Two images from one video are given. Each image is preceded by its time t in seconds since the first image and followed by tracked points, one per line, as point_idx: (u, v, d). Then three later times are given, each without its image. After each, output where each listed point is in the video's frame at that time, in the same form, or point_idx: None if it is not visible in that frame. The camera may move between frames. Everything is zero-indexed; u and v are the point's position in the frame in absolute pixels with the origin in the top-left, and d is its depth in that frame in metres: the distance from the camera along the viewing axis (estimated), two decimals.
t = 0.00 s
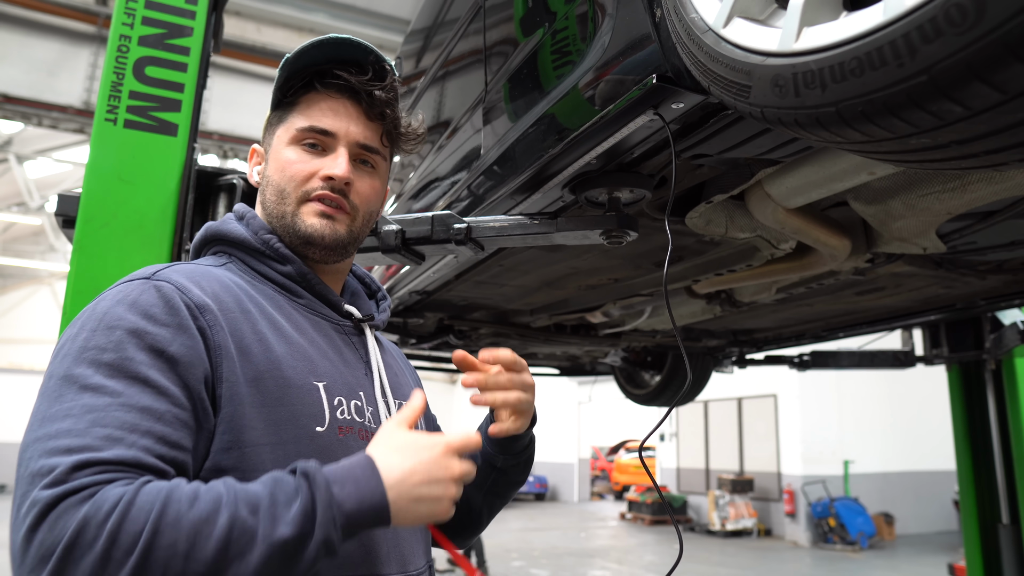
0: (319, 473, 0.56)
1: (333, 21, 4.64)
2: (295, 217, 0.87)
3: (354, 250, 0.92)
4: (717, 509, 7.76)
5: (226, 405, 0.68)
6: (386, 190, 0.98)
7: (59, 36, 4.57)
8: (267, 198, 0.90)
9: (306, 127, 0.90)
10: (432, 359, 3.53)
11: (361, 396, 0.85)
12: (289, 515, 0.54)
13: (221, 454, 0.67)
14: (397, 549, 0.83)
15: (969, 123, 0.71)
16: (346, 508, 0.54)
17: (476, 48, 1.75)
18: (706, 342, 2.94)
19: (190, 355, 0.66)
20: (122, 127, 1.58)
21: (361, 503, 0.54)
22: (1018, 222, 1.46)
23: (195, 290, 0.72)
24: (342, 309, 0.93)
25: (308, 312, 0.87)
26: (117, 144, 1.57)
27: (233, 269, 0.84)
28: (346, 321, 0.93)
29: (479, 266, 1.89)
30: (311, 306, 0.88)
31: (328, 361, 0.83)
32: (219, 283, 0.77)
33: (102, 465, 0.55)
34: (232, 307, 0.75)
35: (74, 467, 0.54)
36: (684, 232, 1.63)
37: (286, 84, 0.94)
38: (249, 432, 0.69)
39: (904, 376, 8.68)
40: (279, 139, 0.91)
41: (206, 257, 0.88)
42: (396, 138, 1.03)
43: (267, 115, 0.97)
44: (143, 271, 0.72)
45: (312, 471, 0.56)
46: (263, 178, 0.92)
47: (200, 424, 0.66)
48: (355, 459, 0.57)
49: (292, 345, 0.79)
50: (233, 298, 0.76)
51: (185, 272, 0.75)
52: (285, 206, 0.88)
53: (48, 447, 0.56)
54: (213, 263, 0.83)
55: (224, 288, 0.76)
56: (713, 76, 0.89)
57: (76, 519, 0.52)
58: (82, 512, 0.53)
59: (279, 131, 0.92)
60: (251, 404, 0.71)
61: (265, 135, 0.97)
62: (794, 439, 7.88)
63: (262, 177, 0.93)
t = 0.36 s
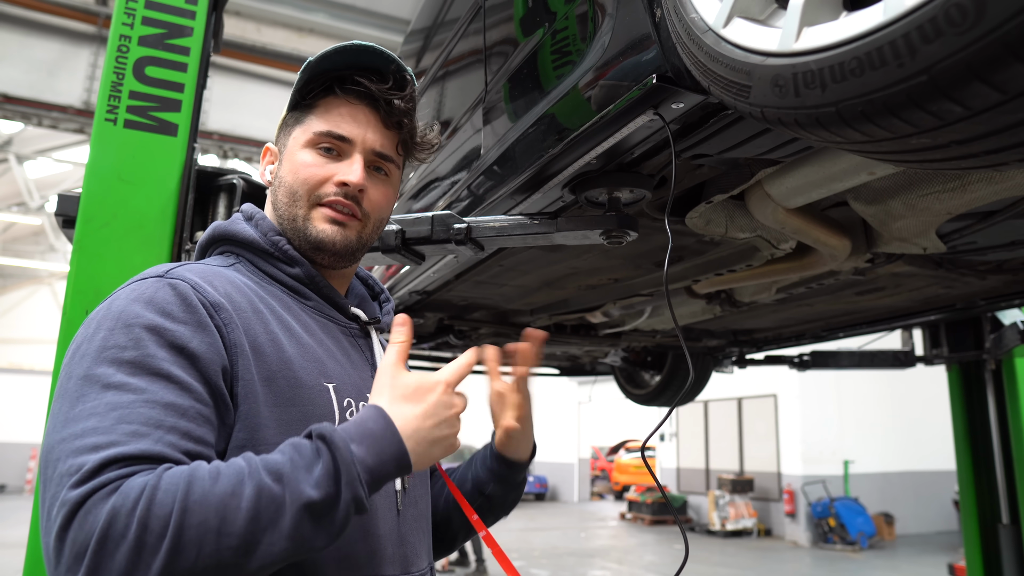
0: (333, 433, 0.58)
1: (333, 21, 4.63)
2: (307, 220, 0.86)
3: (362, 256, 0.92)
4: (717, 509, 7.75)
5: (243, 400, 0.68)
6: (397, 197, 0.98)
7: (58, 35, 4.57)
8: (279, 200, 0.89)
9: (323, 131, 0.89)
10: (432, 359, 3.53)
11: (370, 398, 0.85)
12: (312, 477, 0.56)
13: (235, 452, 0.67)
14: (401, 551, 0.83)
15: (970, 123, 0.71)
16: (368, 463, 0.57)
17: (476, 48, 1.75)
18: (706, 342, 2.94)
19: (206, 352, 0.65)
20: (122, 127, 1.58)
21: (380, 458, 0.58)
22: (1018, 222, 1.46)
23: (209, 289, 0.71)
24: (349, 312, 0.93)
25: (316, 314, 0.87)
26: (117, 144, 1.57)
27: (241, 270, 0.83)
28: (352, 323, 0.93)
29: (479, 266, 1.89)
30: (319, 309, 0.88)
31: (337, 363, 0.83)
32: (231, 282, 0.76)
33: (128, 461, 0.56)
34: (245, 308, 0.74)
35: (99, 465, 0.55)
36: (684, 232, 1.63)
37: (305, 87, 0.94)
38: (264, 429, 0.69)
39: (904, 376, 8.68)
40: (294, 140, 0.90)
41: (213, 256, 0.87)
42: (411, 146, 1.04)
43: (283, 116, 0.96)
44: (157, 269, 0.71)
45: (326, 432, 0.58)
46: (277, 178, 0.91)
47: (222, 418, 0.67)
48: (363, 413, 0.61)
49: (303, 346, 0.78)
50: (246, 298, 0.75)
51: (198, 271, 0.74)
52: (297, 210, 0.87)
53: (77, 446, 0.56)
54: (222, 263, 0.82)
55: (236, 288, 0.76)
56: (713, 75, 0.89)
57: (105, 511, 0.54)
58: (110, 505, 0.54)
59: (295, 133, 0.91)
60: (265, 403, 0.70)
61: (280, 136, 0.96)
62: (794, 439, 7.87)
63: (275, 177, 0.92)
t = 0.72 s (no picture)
0: (344, 470, 0.58)
1: (333, 21, 4.63)
2: (309, 220, 0.85)
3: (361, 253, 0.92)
4: (718, 509, 7.74)
5: (244, 410, 0.68)
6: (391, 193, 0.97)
7: (58, 35, 4.57)
8: (278, 198, 0.87)
9: (321, 128, 0.88)
10: (432, 359, 3.53)
11: (368, 399, 0.85)
12: (318, 516, 0.56)
13: (238, 460, 0.67)
14: (401, 550, 0.83)
15: (969, 123, 0.71)
16: (375, 502, 0.57)
17: (476, 48, 1.75)
18: (706, 342, 2.94)
19: (204, 362, 0.64)
20: (123, 127, 1.58)
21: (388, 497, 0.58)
22: (1019, 222, 1.46)
23: (207, 294, 0.70)
24: (344, 311, 0.94)
25: (311, 314, 0.88)
26: (117, 145, 1.57)
27: (235, 268, 0.83)
28: (347, 323, 0.94)
29: (479, 266, 1.89)
30: (314, 308, 0.89)
31: (335, 364, 0.83)
32: (228, 286, 0.75)
33: (128, 482, 0.55)
34: (244, 312, 0.73)
35: (100, 486, 0.54)
36: (684, 232, 1.63)
37: (300, 82, 0.91)
38: (266, 436, 0.69)
39: (904, 375, 8.68)
40: (290, 137, 0.89)
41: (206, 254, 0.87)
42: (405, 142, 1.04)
43: (273, 109, 0.93)
44: (153, 273, 0.70)
45: (337, 469, 0.58)
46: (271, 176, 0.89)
47: (220, 428, 0.66)
48: (375, 450, 0.60)
49: (302, 349, 0.78)
50: (243, 301, 0.75)
51: (195, 275, 0.73)
52: (298, 209, 0.86)
53: (74, 464, 0.56)
54: (215, 262, 0.82)
55: (233, 291, 0.75)
56: (713, 76, 0.89)
57: (107, 538, 0.53)
58: (111, 529, 0.53)
59: (290, 129, 0.89)
60: (267, 409, 0.70)
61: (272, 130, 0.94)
62: (794, 439, 7.87)
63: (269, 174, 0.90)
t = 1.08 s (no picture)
0: (339, 550, 0.61)
1: (334, 22, 4.64)
2: (366, 225, 0.91)
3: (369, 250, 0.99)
4: (717, 509, 7.74)
5: (245, 431, 0.67)
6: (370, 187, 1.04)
7: (59, 34, 4.58)
8: (331, 200, 0.88)
9: (371, 134, 0.91)
10: (432, 359, 3.53)
11: (366, 403, 0.85)
12: None
13: (242, 483, 0.68)
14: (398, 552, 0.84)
15: (969, 123, 0.71)
16: None
17: (476, 48, 1.75)
18: (706, 342, 2.94)
19: (202, 381, 0.64)
20: (123, 127, 1.58)
21: None
22: (1018, 222, 1.46)
23: (204, 306, 0.69)
24: (337, 310, 0.91)
25: (308, 316, 0.85)
26: (117, 144, 1.57)
27: (223, 266, 0.80)
28: (341, 323, 0.92)
29: (479, 266, 1.89)
30: (311, 310, 0.86)
31: (335, 370, 0.82)
32: (225, 293, 0.74)
33: (115, 525, 0.55)
34: (242, 321, 0.72)
35: (86, 525, 0.54)
36: (685, 232, 1.63)
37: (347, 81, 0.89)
38: (265, 456, 0.69)
39: (904, 375, 8.69)
40: (341, 137, 0.88)
41: (189, 249, 0.83)
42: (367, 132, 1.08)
43: (296, 93, 0.87)
44: (146, 282, 0.69)
45: (334, 548, 0.61)
46: (318, 174, 0.87)
47: (210, 458, 0.65)
48: (369, 540, 0.63)
49: (304, 356, 0.77)
50: (240, 309, 0.74)
51: (190, 283, 0.72)
52: (355, 213, 0.90)
53: (48, 496, 0.55)
54: (202, 261, 0.79)
55: (230, 299, 0.74)
56: (713, 75, 0.89)
57: None
58: None
59: (338, 128, 0.88)
60: (272, 423, 0.70)
61: (293, 114, 0.87)
62: (794, 439, 7.88)
63: (311, 169, 0.87)
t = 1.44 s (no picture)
0: (359, 548, 0.64)
1: (334, 22, 4.64)
2: (343, 223, 0.92)
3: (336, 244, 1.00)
4: (718, 509, 7.74)
5: (252, 431, 0.67)
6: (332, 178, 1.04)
7: (58, 34, 4.57)
8: (312, 197, 0.88)
9: (352, 131, 0.91)
10: (431, 359, 3.53)
11: (352, 399, 0.85)
12: None
13: (249, 484, 0.68)
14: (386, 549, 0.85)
15: (968, 124, 0.71)
16: None
17: (476, 48, 1.75)
18: (706, 342, 2.94)
19: (209, 381, 0.64)
20: (122, 127, 1.60)
21: None
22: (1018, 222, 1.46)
23: (204, 301, 0.69)
24: (317, 305, 0.92)
25: (292, 311, 0.85)
26: (117, 144, 1.58)
27: (202, 260, 0.78)
28: (321, 317, 0.92)
29: (479, 265, 1.89)
30: (294, 305, 0.86)
31: (326, 366, 0.82)
32: (219, 288, 0.73)
33: (145, 532, 0.56)
34: (240, 317, 0.72)
35: (117, 533, 0.54)
36: (685, 232, 1.63)
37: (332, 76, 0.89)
38: (269, 456, 0.69)
39: (904, 375, 8.69)
40: (324, 132, 0.88)
41: (160, 242, 0.80)
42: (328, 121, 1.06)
43: (280, 84, 0.85)
44: (140, 276, 0.67)
45: (354, 546, 0.64)
46: (300, 170, 0.86)
47: (219, 459, 0.65)
48: (379, 538, 0.67)
49: (298, 352, 0.78)
50: (236, 304, 0.73)
51: (185, 277, 0.70)
52: (334, 210, 0.90)
53: (68, 506, 0.54)
54: (181, 254, 0.76)
55: (225, 294, 0.73)
56: (713, 75, 0.89)
57: None
58: None
59: (321, 123, 0.87)
60: (274, 422, 0.70)
61: (276, 105, 0.85)
62: (794, 439, 7.88)
63: (292, 164, 0.86)
